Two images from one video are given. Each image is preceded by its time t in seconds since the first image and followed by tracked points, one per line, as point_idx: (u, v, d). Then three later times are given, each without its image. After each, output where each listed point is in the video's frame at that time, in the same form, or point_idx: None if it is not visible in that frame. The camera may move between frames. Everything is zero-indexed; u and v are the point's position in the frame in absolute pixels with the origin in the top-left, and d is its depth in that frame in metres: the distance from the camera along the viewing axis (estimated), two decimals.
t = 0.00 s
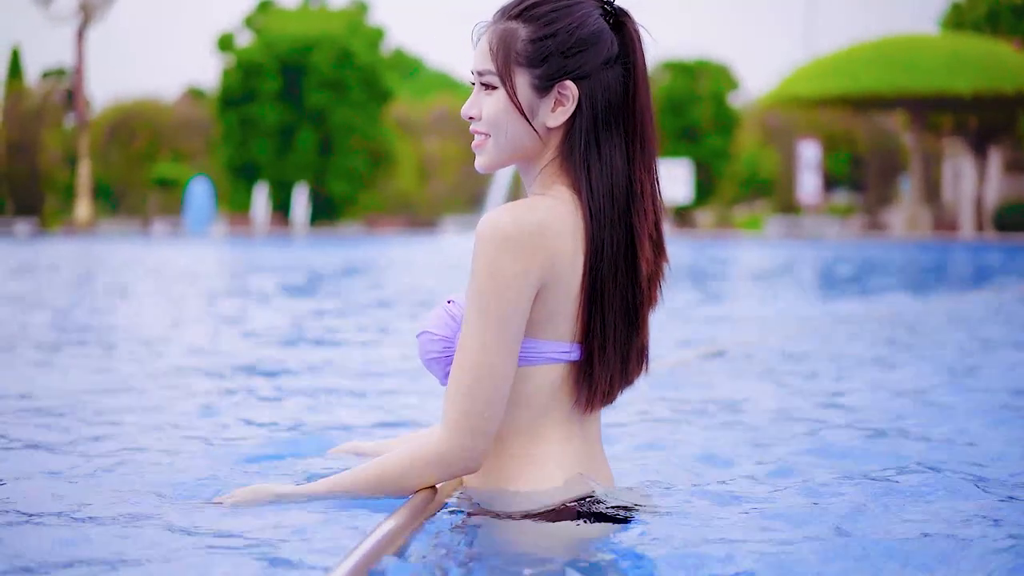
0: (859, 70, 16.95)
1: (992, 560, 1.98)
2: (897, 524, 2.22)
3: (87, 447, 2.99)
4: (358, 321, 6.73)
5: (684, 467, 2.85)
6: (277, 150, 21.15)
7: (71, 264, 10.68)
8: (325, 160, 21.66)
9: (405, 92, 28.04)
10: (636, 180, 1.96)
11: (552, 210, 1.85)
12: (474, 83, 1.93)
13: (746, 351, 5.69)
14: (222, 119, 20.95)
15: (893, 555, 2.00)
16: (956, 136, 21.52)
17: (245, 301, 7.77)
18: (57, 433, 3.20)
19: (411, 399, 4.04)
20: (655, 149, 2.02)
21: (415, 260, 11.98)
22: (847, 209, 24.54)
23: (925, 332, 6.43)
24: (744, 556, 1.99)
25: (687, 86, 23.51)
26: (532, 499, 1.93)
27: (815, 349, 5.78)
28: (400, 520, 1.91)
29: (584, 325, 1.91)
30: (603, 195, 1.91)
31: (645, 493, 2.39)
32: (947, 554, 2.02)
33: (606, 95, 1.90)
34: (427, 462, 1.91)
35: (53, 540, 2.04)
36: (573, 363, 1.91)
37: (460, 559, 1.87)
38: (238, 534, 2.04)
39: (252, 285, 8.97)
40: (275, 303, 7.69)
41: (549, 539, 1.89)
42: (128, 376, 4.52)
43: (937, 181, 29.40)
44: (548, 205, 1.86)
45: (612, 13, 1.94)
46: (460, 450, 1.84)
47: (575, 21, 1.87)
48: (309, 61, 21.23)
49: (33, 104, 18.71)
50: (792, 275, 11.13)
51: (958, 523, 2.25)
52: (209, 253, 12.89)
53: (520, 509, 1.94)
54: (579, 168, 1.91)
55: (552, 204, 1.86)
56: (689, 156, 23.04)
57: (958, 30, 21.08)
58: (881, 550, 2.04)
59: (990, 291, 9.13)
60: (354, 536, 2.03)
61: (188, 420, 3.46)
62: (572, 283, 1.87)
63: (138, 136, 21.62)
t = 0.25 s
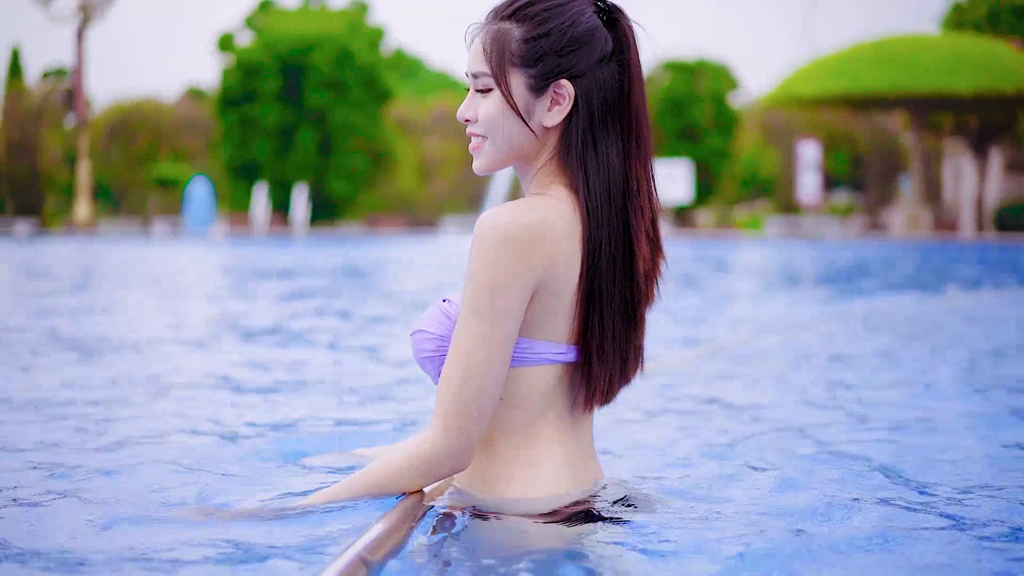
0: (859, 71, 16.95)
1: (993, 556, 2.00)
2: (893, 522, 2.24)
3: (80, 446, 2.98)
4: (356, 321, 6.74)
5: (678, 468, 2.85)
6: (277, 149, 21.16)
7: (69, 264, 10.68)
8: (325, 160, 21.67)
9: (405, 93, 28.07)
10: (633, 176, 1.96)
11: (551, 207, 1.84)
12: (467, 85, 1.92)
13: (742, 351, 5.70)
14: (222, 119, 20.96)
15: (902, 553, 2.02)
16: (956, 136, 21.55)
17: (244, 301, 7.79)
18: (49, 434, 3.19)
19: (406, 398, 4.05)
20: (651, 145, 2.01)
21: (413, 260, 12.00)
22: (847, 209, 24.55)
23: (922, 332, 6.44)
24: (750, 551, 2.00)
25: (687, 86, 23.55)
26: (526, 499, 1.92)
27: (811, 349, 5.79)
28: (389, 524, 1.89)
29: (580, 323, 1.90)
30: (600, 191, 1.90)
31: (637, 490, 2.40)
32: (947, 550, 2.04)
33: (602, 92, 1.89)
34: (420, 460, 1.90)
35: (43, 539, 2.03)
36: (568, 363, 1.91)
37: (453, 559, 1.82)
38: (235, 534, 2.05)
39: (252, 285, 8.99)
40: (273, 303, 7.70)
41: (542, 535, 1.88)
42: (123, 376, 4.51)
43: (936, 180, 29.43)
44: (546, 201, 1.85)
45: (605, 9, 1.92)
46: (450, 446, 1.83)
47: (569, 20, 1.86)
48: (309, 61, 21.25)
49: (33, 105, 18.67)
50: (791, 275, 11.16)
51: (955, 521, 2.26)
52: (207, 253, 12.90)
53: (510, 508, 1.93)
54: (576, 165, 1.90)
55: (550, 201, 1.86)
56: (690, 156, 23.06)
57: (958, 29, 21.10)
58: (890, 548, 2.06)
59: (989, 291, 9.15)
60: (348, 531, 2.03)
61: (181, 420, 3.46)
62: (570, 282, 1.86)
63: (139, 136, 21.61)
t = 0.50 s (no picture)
0: (859, 71, 16.95)
1: (985, 559, 2.01)
2: (888, 528, 2.25)
3: (73, 447, 2.98)
4: (355, 320, 6.74)
5: (672, 472, 2.84)
6: (277, 150, 21.18)
7: (69, 264, 10.68)
8: (326, 160, 21.68)
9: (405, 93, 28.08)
10: (629, 175, 1.95)
11: (549, 208, 1.84)
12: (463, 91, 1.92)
13: (741, 351, 5.72)
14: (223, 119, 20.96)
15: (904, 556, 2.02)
16: (957, 136, 21.56)
17: (244, 301, 7.79)
18: (46, 433, 3.19)
19: (405, 398, 4.06)
20: (646, 143, 2.01)
21: (413, 260, 12.00)
22: (848, 209, 24.56)
23: (921, 332, 6.45)
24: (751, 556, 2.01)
25: (688, 86, 23.56)
26: (522, 502, 1.91)
27: (810, 349, 5.81)
28: (381, 527, 1.85)
29: (579, 322, 1.90)
30: (598, 190, 1.90)
31: (624, 497, 2.41)
32: (945, 555, 2.05)
33: (597, 92, 1.89)
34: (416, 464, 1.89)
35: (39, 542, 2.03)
36: (564, 364, 1.90)
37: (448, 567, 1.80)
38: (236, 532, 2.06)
39: (252, 285, 8.99)
40: (273, 303, 7.71)
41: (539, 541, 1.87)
42: (118, 376, 4.50)
43: (937, 181, 29.45)
44: (544, 202, 1.85)
45: (597, 7, 1.92)
46: (445, 447, 1.82)
47: (562, 20, 1.85)
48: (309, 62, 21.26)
49: (34, 104, 18.65)
50: (791, 275, 11.17)
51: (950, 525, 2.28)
52: (207, 253, 12.91)
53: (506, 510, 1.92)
54: (574, 165, 1.90)
55: (549, 203, 1.85)
56: (690, 156, 23.06)
57: (958, 29, 21.11)
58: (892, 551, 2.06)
59: (988, 292, 9.17)
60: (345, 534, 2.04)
61: (178, 421, 3.46)
62: (568, 283, 1.86)
63: (139, 136, 21.60)
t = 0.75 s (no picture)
0: (859, 71, 16.94)
1: (978, 566, 1.98)
2: (888, 531, 2.23)
3: (69, 447, 2.96)
4: (356, 321, 6.74)
5: (671, 473, 2.84)
6: (277, 150, 21.17)
7: (72, 264, 10.71)
8: (325, 160, 21.68)
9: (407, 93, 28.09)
10: (629, 173, 1.91)
11: (548, 212, 1.80)
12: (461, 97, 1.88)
13: (742, 351, 5.71)
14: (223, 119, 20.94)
15: (905, 561, 2.01)
16: (957, 136, 21.56)
17: (244, 301, 7.80)
18: (45, 434, 3.18)
19: (405, 399, 4.05)
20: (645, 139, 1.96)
21: (413, 260, 12.03)
22: (848, 210, 24.56)
23: (921, 332, 6.44)
24: (749, 563, 2.00)
25: (688, 87, 23.59)
26: (520, 506, 1.86)
27: (811, 349, 5.80)
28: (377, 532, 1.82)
29: (581, 323, 1.85)
30: (597, 191, 1.86)
31: (620, 501, 2.39)
32: (937, 561, 2.03)
33: (595, 91, 1.84)
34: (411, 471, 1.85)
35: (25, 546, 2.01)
36: (564, 366, 1.86)
37: None
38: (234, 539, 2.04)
39: (253, 285, 9.01)
40: (273, 304, 7.71)
41: (532, 551, 1.84)
42: (115, 377, 4.47)
43: (938, 181, 29.46)
44: (543, 205, 1.80)
45: (592, 4, 1.86)
46: (440, 445, 1.78)
47: (556, 19, 1.81)
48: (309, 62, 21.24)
49: (34, 104, 18.62)
50: (793, 275, 11.18)
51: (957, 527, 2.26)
52: (209, 253, 12.94)
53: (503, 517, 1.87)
54: (573, 166, 1.85)
55: (547, 206, 1.81)
56: (691, 157, 23.09)
57: (958, 28, 21.11)
58: (897, 556, 2.04)
59: (990, 292, 9.17)
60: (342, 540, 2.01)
61: (179, 421, 3.46)
62: (568, 286, 1.81)
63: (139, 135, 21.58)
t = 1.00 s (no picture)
0: (859, 71, 16.93)
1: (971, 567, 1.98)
2: (890, 533, 2.22)
3: (64, 448, 2.95)
4: (356, 321, 6.73)
5: (670, 474, 2.82)
6: (277, 150, 21.17)
7: (72, 264, 10.72)
8: (326, 160, 21.68)
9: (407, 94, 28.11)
10: (626, 172, 1.89)
11: (550, 214, 1.77)
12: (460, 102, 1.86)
13: (741, 352, 5.71)
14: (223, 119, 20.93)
15: (896, 563, 2.00)
16: (957, 136, 21.57)
17: (243, 301, 7.80)
18: (41, 434, 3.17)
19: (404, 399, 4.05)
20: (642, 136, 1.94)
21: (413, 260, 12.04)
22: (848, 210, 24.56)
23: (920, 333, 6.45)
24: (746, 564, 2.00)
25: (688, 87, 23.61)
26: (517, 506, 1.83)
27: (811, 349, 5.80)
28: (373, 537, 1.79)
29: (581, 324, 1.84)
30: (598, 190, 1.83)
31: (616, 504, 2.38)
32: (929, 562, 2.02)
33: (593, 90, 1.82)
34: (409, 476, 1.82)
35: (17, 550, 2.01)
36: (564, 367, 1.83)
37: None
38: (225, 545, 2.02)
39: (254, 286, 9.02)
40: (273, 304, 7.71)
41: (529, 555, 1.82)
42: (113, 378, 4.46)
43: (938, 181, 29.49)
44: (545, 208, 1.78)
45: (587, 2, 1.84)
46: (429, 456, 1.73)
47: (551, 18, 1.79)
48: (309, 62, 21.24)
49: (34, 104, 18.59)
50: (792, 275, 11.19)
51: (957, 528, 2.25)
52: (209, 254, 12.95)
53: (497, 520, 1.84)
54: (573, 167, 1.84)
55: (549, 208, 1.78)
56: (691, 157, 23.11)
57: (958, 29, 21.13)
58: (892, 557, 2.05)
59: (989, 292, 9.18)
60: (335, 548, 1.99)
61: (177, 421, 3.45)
62: (569, 287, 1.79)
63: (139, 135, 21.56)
